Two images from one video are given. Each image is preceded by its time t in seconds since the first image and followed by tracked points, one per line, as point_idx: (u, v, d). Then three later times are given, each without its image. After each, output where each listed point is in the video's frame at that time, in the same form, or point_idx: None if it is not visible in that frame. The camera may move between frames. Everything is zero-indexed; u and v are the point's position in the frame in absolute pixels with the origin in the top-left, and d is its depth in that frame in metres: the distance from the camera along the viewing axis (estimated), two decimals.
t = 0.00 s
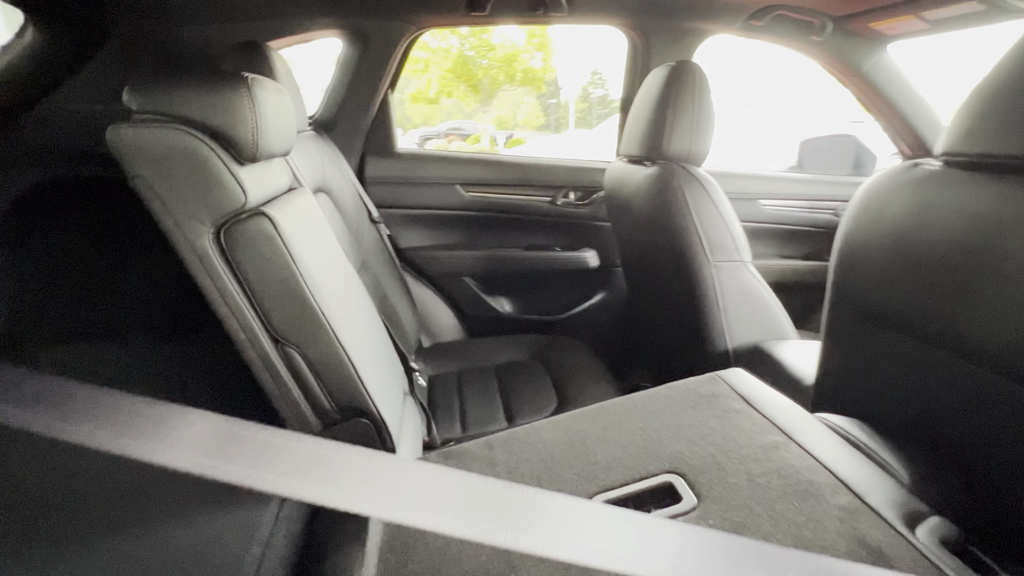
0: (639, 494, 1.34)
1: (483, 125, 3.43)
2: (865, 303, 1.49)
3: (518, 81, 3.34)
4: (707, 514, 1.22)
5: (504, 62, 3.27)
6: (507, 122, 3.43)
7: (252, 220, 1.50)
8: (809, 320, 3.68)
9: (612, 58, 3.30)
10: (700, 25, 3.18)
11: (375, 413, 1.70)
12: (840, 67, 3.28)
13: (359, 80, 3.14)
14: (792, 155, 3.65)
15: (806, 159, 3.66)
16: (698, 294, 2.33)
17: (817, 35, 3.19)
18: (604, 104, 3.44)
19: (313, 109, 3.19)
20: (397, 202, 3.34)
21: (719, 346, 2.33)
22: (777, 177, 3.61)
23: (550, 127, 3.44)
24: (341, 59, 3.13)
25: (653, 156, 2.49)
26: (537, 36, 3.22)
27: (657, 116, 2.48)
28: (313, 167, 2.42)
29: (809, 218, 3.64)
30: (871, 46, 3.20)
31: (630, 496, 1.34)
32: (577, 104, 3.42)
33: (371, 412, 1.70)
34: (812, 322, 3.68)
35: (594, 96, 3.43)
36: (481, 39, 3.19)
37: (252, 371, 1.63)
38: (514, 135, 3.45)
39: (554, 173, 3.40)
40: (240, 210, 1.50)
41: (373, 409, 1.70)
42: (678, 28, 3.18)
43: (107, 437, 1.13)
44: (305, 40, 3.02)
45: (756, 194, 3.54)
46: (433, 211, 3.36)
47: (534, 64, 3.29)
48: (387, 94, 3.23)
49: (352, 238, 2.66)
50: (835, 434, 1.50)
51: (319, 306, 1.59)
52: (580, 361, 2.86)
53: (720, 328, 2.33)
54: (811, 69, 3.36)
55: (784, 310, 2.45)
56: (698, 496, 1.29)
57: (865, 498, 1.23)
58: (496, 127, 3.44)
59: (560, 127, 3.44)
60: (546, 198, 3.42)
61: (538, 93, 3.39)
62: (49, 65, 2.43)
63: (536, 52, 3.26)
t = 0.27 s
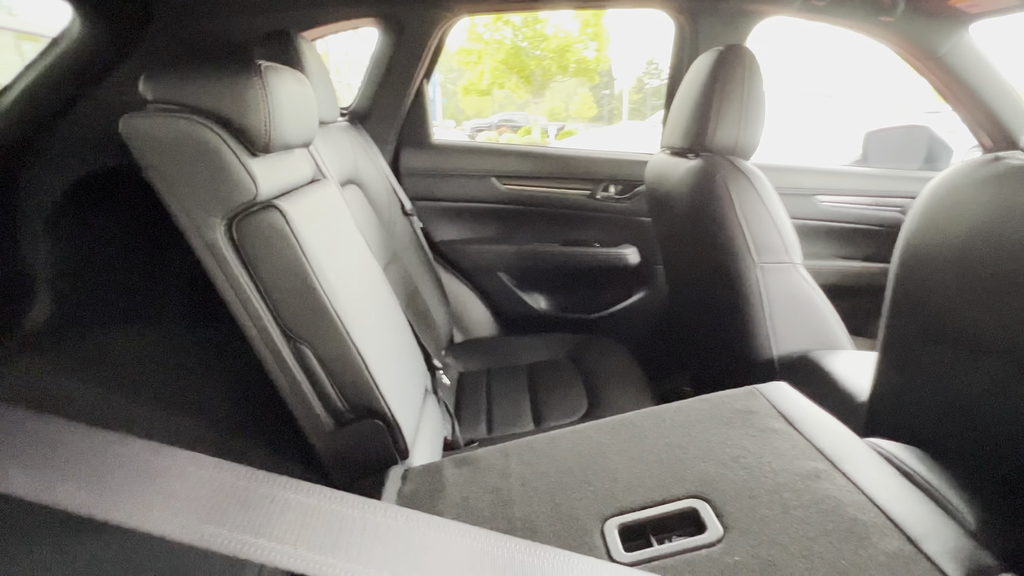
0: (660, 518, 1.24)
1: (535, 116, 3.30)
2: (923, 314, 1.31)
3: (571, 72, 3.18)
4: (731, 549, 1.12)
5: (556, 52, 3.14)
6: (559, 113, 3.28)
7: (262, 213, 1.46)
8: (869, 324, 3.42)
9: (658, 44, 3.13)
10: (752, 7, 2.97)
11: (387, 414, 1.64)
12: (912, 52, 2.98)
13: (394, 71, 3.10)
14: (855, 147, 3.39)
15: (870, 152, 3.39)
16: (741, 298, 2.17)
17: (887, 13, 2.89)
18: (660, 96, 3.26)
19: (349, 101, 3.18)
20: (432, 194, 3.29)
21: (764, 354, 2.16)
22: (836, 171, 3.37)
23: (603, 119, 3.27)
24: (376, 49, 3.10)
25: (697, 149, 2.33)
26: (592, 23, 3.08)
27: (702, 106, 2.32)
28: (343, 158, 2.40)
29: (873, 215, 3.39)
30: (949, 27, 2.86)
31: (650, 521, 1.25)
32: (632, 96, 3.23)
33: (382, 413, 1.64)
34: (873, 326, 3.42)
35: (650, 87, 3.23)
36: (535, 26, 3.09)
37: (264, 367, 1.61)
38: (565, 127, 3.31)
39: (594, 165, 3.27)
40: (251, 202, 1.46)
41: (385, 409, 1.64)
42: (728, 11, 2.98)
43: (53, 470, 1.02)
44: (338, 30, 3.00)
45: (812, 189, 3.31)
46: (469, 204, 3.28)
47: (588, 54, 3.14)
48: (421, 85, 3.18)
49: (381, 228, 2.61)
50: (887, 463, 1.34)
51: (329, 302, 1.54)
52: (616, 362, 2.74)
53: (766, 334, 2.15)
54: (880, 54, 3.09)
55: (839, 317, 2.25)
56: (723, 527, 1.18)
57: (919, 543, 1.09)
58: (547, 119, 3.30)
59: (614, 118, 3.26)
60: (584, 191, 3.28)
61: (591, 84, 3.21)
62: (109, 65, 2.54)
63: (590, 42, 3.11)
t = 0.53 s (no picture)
0: (677, 541, 1.20)
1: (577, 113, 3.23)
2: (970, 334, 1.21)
3: (615, 69, 3.13)
4: None
5: (600, 48, 3.06)
6: (602, 110, 3.22)
7: (282, 215, 1.47)
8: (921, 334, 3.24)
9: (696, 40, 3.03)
10: None
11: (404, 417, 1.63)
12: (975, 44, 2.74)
13: (426, 71, 3.10)
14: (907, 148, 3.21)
15: (925, 153, 3.21)
16: (777, 307, 2.08)
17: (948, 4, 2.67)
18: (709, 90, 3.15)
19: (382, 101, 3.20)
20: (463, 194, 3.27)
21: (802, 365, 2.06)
22: (886, 172, 3.20)
23: (647, 115, 3.19)
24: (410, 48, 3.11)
25: (733, 150, 2.23)
26: (637, 19, 2.98)
27: (738, 104, 2.22)
28: (373, 159, 2.41)
29: (926, 220, 3.20)
30: (1018, 18, 2.65)
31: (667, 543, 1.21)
32: (678, 91, 3.14)
33: (399, 416, 1.63)
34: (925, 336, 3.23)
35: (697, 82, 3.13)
36: (580, 23, 3.01)
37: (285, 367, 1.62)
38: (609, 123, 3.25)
39: (628, 165, 3.18)
40: (272, 204, 1.48)
41: (402, 413, 1.63)
42: (773, 4, 2.84)
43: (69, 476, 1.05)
44: (371, 30, 3.03)
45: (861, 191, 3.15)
46: (501, 204, 3.26)
47: (632, 50, 3.05)
48: (453, 84, 3.17)
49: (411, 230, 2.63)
50: (926, 492, 1.26)
51: (347, 304, 1.54)
52: (646, 368, 2.67)
53: (803, 346, 2.06)
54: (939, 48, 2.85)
55: (883, 329, 2.13)
56: (743, 554, 1.13)
57: None
58: (589, 116, 3.24)
59: (659, 115, 3.18)
60: (618, 191, 3.21)
61: (635, 80, 3.16)
62: (160, 67, 2.60)
63: (634, 37, 3.02)
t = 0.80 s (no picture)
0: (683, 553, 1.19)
1: (608, 109, 3.18)
2: (1005, 350, 1.15)
3: (647, 65, 3.03)
4: None
5: (632, 45, 2.99)
6: (633, 106, 3.15)
7: (299, 216, 1.49)
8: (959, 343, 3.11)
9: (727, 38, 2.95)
10: None
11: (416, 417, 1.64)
12: None
13: (451, 70, 3.11)
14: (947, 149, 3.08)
15: (967, 154, 3.06)
16: (800, 312, 2.03)
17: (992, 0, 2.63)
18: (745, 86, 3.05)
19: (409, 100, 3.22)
20: (485, 194, 3.27)
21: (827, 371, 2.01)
22: (922, 173, 3.09)
23: (679, 111, 3.10)
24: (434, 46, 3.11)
25: (757, 152, 2.18)
26: (671, 14, 2.90)
27: (765, 106, 2.16)
28: (394, 158, 2.43)
29: (966, 224, 3.07)
30: None
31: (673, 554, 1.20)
32: (711, 87, 3.06)
33: (411, 417, 1.64)
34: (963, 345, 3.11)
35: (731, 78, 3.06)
36: (612, 19, 2.96)
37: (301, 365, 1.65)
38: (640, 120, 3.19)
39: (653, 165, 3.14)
40: (289, 206, 1.50)
41: (414, 413, 1.64)
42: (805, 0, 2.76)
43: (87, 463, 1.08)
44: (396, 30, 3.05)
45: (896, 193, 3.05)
46: (523, 203, 3.25)
47: (665, 46, 2.97)
48: (476, 83, 3.17)
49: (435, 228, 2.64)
50: (947, 512, 1.21)
51: (362, 305, 1.55)
52: (666, 371, 2.64)
53: (828, 355, 2.01)
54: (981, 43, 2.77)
55: (913, 339, 2.06)
56: (749, 570, 1.11)
57: None
58: (621, 113, 3.18)
59: (692, 111, 3.09)
60: (642, 191, 3.17)
61: (668, 77, 3.05)
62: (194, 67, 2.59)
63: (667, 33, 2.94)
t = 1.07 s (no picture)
0: (692, 543, 1.18)
1: (627, 101, 3.14)
2: None
3: (668, 56, 3.00)
4: None
5: (653, 35, 2.97)
6: (653, 98, 3.11)
7: (310, 203, 1.49)
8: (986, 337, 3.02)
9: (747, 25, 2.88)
10: None
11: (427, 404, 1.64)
12: None
13: (466, 60, 3.09)
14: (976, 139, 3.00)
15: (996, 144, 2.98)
16: (818, 305, 1.99)
17: None
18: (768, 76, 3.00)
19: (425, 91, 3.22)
20: (499, 184, 3.26)
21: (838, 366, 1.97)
22: (947, 163, 3.01)
23: (700, 103, 3.05)
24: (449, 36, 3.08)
25: (775, 142, 2.14)
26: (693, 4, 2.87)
27: (783, 95, 2.11)
28: (407, 148, 2.43)
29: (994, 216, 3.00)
30: None
31: (682, 544, 1.19)
32: (730, 81, 3.01)
33: (422, 404, 1.64)
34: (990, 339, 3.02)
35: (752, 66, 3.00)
36: (633, 9, 2.94)
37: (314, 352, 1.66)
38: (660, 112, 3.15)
39: (670, 155, 3.11)
40: (301, 193, 1.50)
41: (425, 400, 1.65)
42: None
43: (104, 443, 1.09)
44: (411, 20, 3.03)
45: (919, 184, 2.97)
46: (537, 194, 3.23)
47: (687, 36, 2.94)
48: (491, 72, 3.15)
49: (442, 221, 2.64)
50: (966, 508, 1.18)
51: (373, 292, 1.56)
52: (680, 363, 2.62)
53: (847, 348, 1.97)
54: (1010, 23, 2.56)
55: (934, 332, 2.02)
56: (759, 562, 1.10)
57: None
58: (640, 105, 3.14)
59: (713, 105, 3.04)
60: (658, 183, 3.15)
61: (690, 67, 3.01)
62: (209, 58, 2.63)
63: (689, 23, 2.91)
